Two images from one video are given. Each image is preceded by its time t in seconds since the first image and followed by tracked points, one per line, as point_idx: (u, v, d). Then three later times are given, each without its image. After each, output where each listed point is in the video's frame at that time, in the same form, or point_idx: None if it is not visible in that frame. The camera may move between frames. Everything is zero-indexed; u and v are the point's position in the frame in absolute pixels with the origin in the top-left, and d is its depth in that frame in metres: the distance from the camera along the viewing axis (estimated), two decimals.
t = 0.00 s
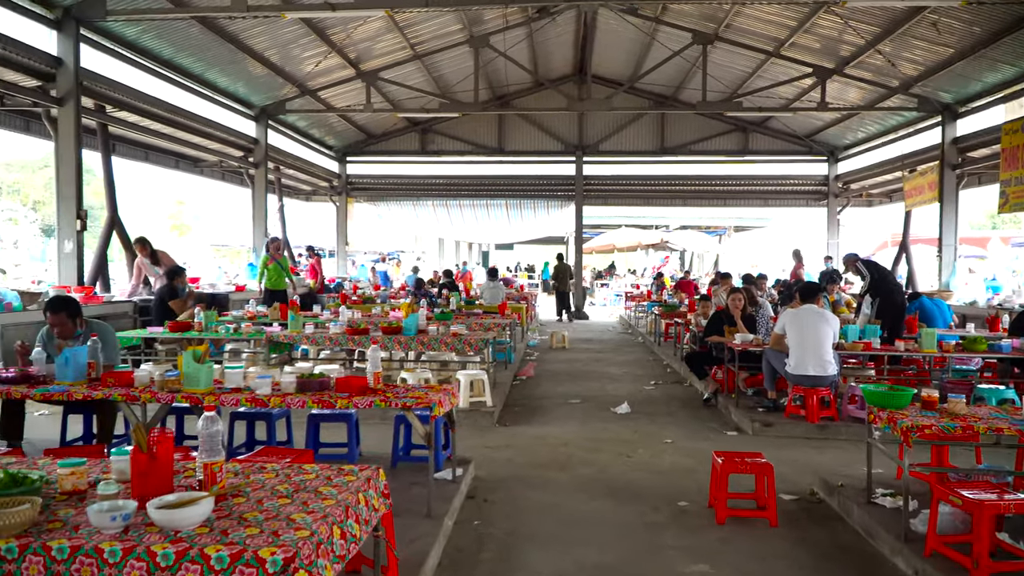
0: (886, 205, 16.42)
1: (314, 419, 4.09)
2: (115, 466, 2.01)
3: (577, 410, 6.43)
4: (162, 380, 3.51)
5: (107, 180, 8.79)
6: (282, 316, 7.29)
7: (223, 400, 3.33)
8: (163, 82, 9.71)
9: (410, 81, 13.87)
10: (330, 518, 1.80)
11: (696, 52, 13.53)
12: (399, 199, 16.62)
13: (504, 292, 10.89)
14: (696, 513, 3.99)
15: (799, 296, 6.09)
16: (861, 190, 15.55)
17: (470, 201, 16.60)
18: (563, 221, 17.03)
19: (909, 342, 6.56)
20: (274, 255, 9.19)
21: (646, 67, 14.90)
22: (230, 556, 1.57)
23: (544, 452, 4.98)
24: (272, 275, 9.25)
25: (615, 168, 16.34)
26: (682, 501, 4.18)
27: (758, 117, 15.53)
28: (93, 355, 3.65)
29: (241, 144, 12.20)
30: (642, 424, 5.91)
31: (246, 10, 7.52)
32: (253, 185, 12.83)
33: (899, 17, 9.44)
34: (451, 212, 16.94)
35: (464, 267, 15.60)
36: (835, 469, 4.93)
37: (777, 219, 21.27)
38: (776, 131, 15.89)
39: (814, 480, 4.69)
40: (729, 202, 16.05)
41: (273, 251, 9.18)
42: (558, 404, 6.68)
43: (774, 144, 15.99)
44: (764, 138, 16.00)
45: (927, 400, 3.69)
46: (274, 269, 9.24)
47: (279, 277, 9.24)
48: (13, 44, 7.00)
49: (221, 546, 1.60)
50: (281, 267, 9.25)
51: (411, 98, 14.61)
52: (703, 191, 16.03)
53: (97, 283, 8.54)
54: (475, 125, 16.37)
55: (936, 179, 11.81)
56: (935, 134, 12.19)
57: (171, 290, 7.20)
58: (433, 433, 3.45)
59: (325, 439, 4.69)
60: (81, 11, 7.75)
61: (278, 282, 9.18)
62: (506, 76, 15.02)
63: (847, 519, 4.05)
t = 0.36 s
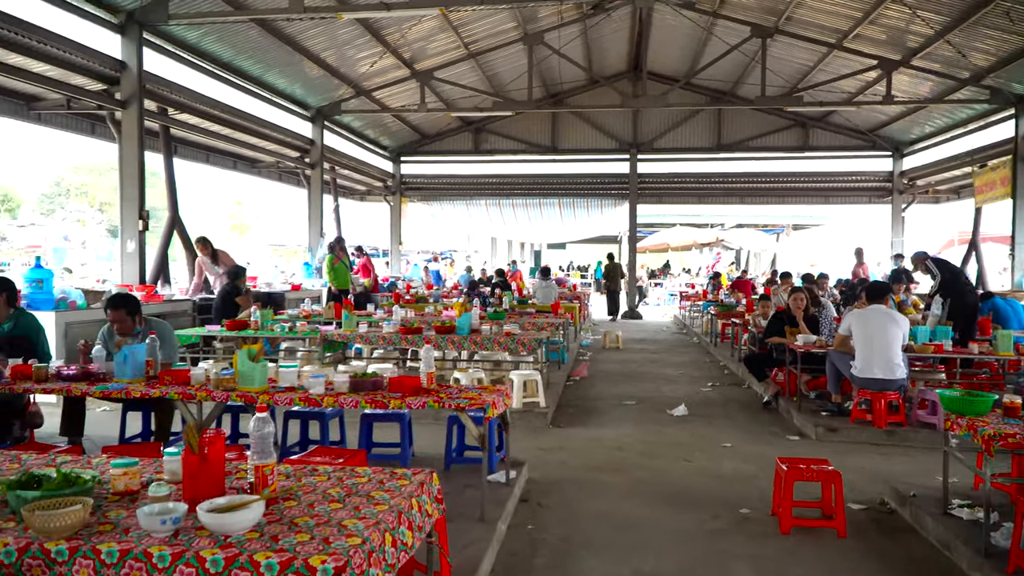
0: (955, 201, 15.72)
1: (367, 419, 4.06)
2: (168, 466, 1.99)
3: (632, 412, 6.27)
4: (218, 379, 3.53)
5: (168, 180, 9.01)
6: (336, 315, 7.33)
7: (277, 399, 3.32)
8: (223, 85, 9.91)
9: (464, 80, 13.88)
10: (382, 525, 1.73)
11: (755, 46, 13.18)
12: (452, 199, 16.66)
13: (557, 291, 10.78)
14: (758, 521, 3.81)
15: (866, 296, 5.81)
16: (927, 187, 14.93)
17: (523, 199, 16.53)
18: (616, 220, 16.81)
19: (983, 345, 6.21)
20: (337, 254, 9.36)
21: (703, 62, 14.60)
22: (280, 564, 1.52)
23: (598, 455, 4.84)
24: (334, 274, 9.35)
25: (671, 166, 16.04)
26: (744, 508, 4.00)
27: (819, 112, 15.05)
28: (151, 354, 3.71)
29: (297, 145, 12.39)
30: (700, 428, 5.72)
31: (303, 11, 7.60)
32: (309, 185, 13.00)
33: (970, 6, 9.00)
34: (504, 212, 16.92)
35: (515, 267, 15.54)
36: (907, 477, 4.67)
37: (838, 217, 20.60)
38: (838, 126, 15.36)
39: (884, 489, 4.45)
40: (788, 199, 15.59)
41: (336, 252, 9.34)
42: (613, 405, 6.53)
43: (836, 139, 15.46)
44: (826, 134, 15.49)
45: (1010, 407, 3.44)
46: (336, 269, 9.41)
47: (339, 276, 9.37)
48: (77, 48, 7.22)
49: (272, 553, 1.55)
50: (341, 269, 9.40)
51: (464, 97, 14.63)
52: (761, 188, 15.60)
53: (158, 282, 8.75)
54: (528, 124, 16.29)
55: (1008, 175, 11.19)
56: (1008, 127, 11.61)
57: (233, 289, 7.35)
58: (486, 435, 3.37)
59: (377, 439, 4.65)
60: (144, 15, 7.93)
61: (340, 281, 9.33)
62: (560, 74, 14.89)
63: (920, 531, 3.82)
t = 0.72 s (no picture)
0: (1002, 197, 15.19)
1: (398, 421, 3.97)
2: (191, 475, 1.91)
3: (668, 415, 6.09)
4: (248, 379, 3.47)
5: (202, 179, 9.05)
6: (367, 315, 7.28)
7: (306, 401, 3.24)
8: (256, 84, 9.94)
9: (497, 78, 13.78)
10: (413, 542, 1.62)
11: (793, 40, 12.85)
12: (484, 198, 16.58)
13: (590, 291, 10.61)
14: (805, 531, 3.61)
15: (913, 295, 5.56)
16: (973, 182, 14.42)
17: (555, 198, 16.37)
18: (650, 218, 16.57)
19: None
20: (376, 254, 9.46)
21: (739, 58, 14.32)
22: None
23: (634, 459, 4.68)
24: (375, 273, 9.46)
25: (706, 163, 15.74)
26: (789, 517, 3.81)
27: (860, 106, 14.65)
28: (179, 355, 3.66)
29: (330, 144, 12.41)
30: (740, 431, 5.52)
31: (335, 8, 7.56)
32: (342, 185, 13.01)
33: None
34: (536, 210, 16.80)
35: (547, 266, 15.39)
36: (962, 486, 4.43)
37: (878, 214, 20.06)
38: (879, 121, 14.95)
39: (937, 497, 4.22)
40: (827, 196, 15.21)
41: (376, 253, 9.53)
42: (649, 408, 6.35)
43: (876, 134, 15.05)
44: (866, 129, 15.08)
45: None
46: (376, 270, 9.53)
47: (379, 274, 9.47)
48: (111, 48, 7.27)
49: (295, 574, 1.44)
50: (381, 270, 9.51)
51: (497, 95, 14.55)
52: (799, 185, 15.23)
53: (192, 281, 8.78)
54: (560, 122, 16.15)
55: None
56: None
57: (268, 288, 7.37)
58: (521, 440, 3.24)
59: (408, 441, 4.56)
60: (178, 15, 7.97)
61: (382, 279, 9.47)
62: (593, 70, 14.71)
63: (979, 544, 3.59)
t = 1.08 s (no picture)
0: None
1: (411, 427, 3.90)
2: (195, 487, 1.83)
3: (687, 419, 5.96)
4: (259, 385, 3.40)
5: (217, 181, 9.04)
6: (382, 317, 7.21)
7: (318, 407, 3.15)
8: (272, 84, 9.91)
9: (513, 78, 13.71)
10: (427, 563, 1.53)
11: (814, 38, 12.68)
12: (499, 199, 16.50)
13: (606, 292, 10.49)
14: (833, 543, 3.47)
15: (941, 298, 5.39)
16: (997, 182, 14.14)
17: (571, 198, 16.25)
18: (667, 219, 16.41)
19: None
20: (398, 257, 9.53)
21: (758, 56, 14.16)
22: None
23: (653, 466, 4.55)
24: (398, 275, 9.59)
25: (723, 163, 15.56)
26: (816, 527, 3.66)
27: (881, 105, 14.43)
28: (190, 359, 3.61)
29: (346, 145, 12.38)
30: (761, 436, 5.38)
31: (350, 7, 7.51)
32: (357, 185, 12.98)
33: None
34: (552, 211, 16.69)
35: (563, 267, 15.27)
36: (995, 495, 4.26)
37: (899, 215, 19.76)
38: (901, 120, 14.71)
39: (969, 507, 4.06)
40: (847, 196, 14.99)
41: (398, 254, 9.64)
42: (667, 412, 6.22)
43: (897, 133, 14.81)
44: (887, 128, 14.85)
45: None
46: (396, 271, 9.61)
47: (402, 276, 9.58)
48: (126, 49, 7.26)
49: None
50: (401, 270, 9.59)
51: (513, 96, 14.47)
52: (819, 185, 15.00)
53: (206, 284, 8.76)
54: (576, 122, 16.05)
55: None
56: None
57: (284, 289, 7.34)
58: (539, 448, 3.14)
59: (422, 447, 4.47)
60: (193, 15, 7.95)
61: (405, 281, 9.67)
62: (610, 70, 14.59)
63: (1016, 557, 3.43)
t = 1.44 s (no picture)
0: None
1: (420, 430, 3.83)
2: (194, 493, 1.77)
3: (701, 422, 5.86)
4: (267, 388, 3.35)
5: (226, 181, 9.01)
6: (391, 318, 7.16)
7: (324, 410, 3.09)
8: (281, 85, 9.88)
9: (523, 78, 13.65)
10: None
11: (827, 37, 12.53)
12: (509, 200, 16.43)
13: (617, 293, 10.39)
14: (854, 550, 3.36)
15: (962, 299, 5.27)
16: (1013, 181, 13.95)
17: (581, 199, 16.17)
18: (678, 220, 16.29)
19: None
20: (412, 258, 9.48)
21: (771, 55, 14.02)
22: None
23: (668, 470, 4.46)
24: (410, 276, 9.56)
25: (735, 164, 15.42)
26: (835, 534, 3.55)
27: (895, 104, 14.27)
28: (196, 360, 3.57)
29: (355, 146, 12.35)
30: (777, 439, 5.28)
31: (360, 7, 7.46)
32: (367, 186, 12.95)
33: None
34: (562, 212, 16.61)
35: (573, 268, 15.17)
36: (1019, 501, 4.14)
37: (913, 215, 19.55)
38: (915, 119, 14.53)
39: (993, 514, 3.94)
40: (861, 197, 14.81)
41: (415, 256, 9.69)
42: (680, 414, 6.12)
43: (912, 133, 14.63)
44: (902, 128, 14.68)
45: None
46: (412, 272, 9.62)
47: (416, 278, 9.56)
48: (135, 49, 7.24)
49: None
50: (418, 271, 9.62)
51: (524, 95, 14.40)
52: (832, 185, 14.84)
53: (215, 284, 8.74)
54: (587, 122, 15.94)
55: None
56: None
57: (294, 291, 7.29)
58: (550, 452, 3.06)
59: (432, 450, 4.40)
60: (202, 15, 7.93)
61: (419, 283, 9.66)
62: (621, 69, 14.49)
63: None
